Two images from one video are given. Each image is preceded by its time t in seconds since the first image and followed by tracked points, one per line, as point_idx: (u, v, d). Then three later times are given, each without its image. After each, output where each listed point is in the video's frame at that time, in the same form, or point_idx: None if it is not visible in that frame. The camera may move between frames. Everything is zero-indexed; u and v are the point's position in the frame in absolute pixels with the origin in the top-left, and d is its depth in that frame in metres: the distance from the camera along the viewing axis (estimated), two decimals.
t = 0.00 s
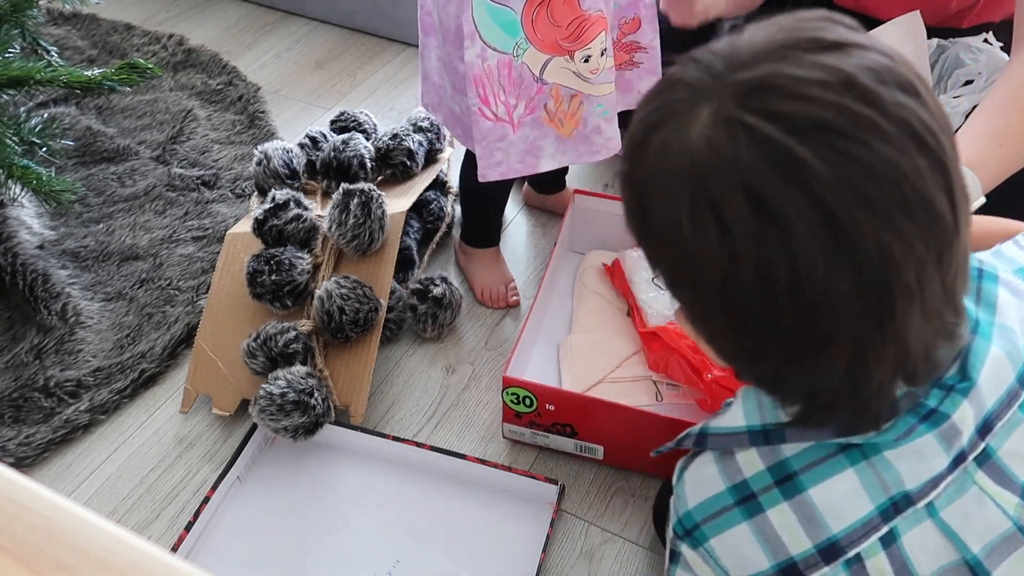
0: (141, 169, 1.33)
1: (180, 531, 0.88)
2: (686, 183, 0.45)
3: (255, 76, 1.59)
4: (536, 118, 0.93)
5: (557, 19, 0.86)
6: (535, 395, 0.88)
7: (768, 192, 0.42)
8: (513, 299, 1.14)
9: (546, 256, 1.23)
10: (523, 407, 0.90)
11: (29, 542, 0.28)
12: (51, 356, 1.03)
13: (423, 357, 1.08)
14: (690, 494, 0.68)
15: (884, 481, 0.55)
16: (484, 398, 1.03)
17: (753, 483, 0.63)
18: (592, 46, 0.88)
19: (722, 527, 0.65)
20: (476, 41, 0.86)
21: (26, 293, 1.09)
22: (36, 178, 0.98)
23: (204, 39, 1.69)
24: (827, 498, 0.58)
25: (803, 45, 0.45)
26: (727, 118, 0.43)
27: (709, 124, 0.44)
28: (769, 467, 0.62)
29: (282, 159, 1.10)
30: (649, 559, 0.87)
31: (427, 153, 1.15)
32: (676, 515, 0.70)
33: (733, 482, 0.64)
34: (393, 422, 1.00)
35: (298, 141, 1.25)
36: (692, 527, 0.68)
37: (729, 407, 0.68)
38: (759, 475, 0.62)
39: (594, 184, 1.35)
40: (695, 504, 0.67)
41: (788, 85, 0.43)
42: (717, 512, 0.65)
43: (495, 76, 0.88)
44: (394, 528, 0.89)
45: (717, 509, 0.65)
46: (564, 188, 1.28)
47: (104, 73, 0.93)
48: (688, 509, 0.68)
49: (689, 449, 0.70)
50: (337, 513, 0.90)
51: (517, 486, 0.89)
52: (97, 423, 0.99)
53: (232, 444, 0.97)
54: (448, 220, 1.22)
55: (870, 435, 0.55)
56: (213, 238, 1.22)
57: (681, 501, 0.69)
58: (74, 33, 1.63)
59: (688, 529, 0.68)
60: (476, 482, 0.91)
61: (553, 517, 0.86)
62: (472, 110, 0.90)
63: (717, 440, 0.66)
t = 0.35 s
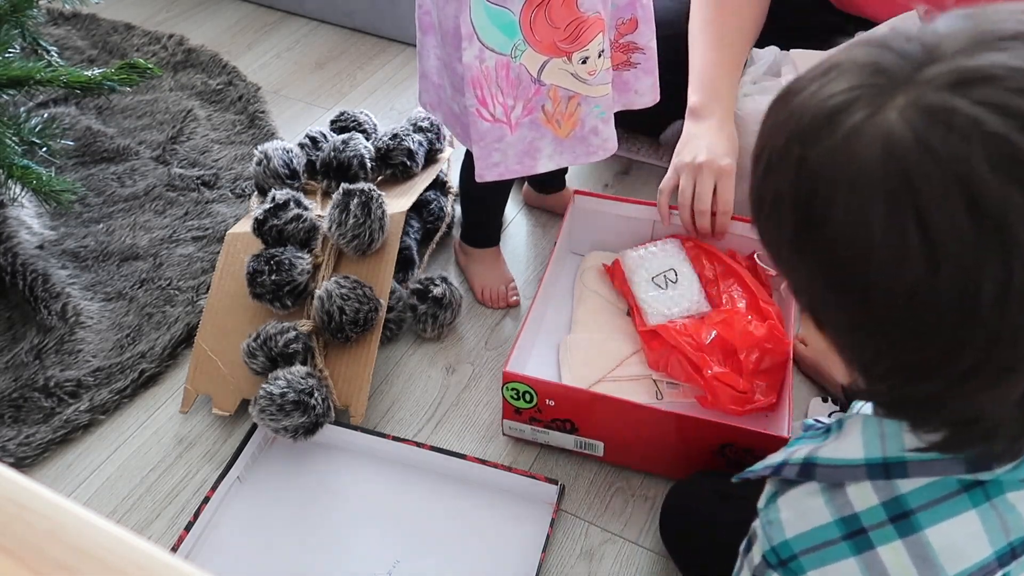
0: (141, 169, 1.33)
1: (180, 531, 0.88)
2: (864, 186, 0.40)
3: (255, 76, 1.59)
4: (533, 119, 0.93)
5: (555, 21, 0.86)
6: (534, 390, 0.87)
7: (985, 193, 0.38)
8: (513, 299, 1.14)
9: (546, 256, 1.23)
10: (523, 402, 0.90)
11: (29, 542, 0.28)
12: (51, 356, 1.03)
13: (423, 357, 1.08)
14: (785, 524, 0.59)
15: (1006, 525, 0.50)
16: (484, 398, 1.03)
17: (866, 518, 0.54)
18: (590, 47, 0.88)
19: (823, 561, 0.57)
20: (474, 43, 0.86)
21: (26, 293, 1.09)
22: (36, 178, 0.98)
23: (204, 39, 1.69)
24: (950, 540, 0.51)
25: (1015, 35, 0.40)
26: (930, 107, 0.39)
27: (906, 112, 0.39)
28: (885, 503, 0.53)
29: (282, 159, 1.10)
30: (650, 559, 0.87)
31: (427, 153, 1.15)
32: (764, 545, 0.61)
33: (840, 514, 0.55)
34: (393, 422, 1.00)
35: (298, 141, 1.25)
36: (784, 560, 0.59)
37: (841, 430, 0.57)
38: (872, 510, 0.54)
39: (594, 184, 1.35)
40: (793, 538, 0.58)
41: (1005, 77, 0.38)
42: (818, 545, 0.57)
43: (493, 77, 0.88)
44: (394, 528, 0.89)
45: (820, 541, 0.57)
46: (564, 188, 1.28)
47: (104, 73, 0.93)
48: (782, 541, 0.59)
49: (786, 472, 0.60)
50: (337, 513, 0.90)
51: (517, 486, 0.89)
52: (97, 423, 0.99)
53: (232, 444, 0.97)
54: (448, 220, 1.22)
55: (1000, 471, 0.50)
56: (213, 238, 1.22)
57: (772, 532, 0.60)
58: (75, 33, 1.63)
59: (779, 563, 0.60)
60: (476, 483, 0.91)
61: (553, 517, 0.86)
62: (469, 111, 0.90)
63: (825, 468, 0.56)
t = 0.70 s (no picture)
0: (141, 169, 1.33)
1: (180, 531, 0.88)
2: None
3: (255, 76, 1.59)
4: (528, 117, 0.93)
5: (551, 20, 0.86)
6: (536, 385, 0.89)
7: None
8: (513, 299, 1.14)
9: (546, 256, 1.23)
10: (525, 396, 0.92)
11: (30, 541, 0.28)
12: (51, 356, 1.03)
13: (423, 357, 1.08)
14: (913, 550, 0.53)
15: None
16: (484, 398, 1.03)
17: (1003, 540, 0.49)
18: (585, 47, 0.88)
19: None
20: (469, 40, 0.86)
21: (26, 293, 1.09)
22: (36, 178, 0.97)
23: (204, 39, 1.69)
24: None
25: None
26: None
27: None
28: None
29: (282, 159, 1.10)
30: (650, 559, 0.87)
31: (427, 153, 1.15)
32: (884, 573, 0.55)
33: (973, 535, 0.50)
34: (393, 422, 1.00)
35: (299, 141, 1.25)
36: None
37: (965, 451, 0.52)
38: (1009, 530, 0.49)
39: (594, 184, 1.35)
40: (923, 565, 0.52)
41: None
42: (951, 568, 0.51)
43: (488, 75, 0.88)
44: (394, 528, 0.89)
45: (952, 564, 0.51)
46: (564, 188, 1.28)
47: (104, 73, 0.93)
48: (908, 568, 0.53)
49: (911, 497, 0.54)
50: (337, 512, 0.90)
51: (517, 485, 0.89)
52: (97, 423, 0.99)
53: (232, 444, 0.97)
54: (448, 220, 1.22)
55: None
56: (213, 238, 1.22)
57: (896, 558, 0.54)
58: (74, 33, 1.63)
59: None
60: (477, 483, 0.91)
61: (553, 517, 0.86)
62: (463, 108, 0.90)
63: (960, 491, 0.51)
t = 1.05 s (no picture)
0: (141, 169, 1.33)
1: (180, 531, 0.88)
2: None
3: (255, 76, 1.59)
4: (518, 119, 0.93)
5: (543, 21, 0.86)
6: (559, 299, 0.98)
7: None
8: (513, 299, 1.14)
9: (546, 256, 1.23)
10: (549, 311, 1.01)
11: (27, 541, 0.28)
12: (50, 356, 1.03)
13: (423, 357, 1.08)
14: (944, 492, 0.49)
15: None
16: (484, 398, 1.03)
17: None
18: (577, 49, 0.88)
19: (974, 540, 0.47)
20: (461, 37, 0.86)
21: (26, 293, 1.09)
22: (36, 178, 0.98)
23: (204, 39, 1.69)
24: None
25: None
26: None
27: None
28: None
29: (282, 159, 1.10)
30: (649, 559, 0.86)
31: (427, 153, 1.15)
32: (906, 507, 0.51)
33: (1008, 497, 0.46)
34: (393, 422, 1.00)
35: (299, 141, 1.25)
36: (924, 528, 0.50)
37: None
38: None
39: (594, 185, 1.35)
40: (948, 509, 0.48)
41: None
42: (976, 520, 0.47)
43: (479, 75, 0.88)
44: (393, 527, 0.89)
45: (977, 516, 0.47)
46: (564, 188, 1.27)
47: (104, 73, 0.93)
48: (933, 509, 0.49)
49: (952, 446, 0.49)
50: (337, 512, 0.90)
51: (516, 485, 0.89)
52: (97, 423, 0.99)
53: (232, 445, 0.97)
54: (448, 220, 1.22)
55: None
56: (213, 238, 1.22)
57: (925, 494, 0.50)
58: (74, 33, 1.63)
59: (917, 530, 0.50)
60: (476, 483, 0.91)
61: (553, 517, 0.86)
62: (453, 106, 0.90)
63: (1006, 451, 0.46)
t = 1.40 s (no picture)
0: (141, 169, 1.33)
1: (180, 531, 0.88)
2: None
3: (255, 76, 1.59)
4: (521, 120, 0.93)
5: (545, 20, 0.86)
6: (554, 286, 0.99)
7: None
8: (513, 299, 1.14)
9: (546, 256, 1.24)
10: (545, 297, 1.02)
11: (27, 541, 0.28)
12: (50, 356, 1.03)
13: (423, 357, 1.08)
14: (982, 502, 0.48)
15: None
16: (484, 398, 1.03)
17: None
18: (580, 48, 0.88)
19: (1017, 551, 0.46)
20: (463, 39, 0.86)
21: (26, 293, 1.09)
22: (36, 178, 0.97)
23: (204, 39, 1.69)
24: None
25: None
26: None
27: None
28: None
29: (282, 159, 1.10)
30: (649, 559, 0.86)
31: (427, 153, 1.15)
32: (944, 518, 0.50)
33: None
34: (393, 422, 1.00)
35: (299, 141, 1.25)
36: (961, 539, 0.49)
37: None
38: None
39: (595, 185, 1.36)
40: (988, 519, 0.47)
41: None
42: (1017, 531, 0.46)
43: (482, 76, 0.88)
44: (394, 527, 0.89)
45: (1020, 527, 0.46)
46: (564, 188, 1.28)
47: (104, 73, 0.93)
48: (971, 518, 0.48)
49: (991, 455, 0.48)
50: (337, 512, 0.90)
51: (517, 485, 0.89)
52: (97, 423, 0.99)
53: (232, 444, 0.97)
54: (448, 220, 1.22)
55: None
56: (213, 238, 1.22)
57: (961, 505, 0.49)
58: (74, 33, 1.63)
59: (955, 541, 0.49)
60: (477, 483, 0.91)
61: (553, 517, 0.86)
62: (457, 109, 0.90)
63: None
